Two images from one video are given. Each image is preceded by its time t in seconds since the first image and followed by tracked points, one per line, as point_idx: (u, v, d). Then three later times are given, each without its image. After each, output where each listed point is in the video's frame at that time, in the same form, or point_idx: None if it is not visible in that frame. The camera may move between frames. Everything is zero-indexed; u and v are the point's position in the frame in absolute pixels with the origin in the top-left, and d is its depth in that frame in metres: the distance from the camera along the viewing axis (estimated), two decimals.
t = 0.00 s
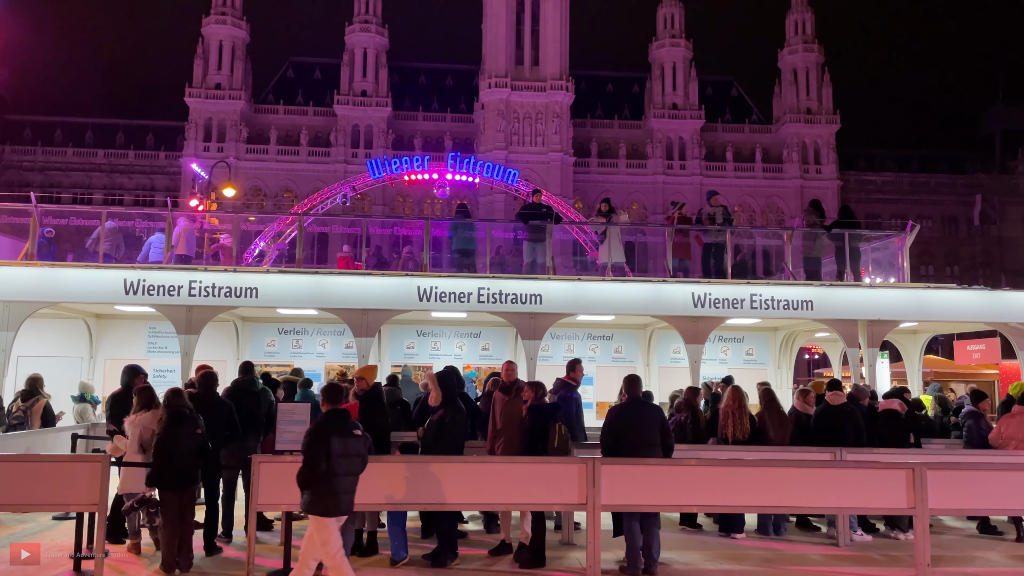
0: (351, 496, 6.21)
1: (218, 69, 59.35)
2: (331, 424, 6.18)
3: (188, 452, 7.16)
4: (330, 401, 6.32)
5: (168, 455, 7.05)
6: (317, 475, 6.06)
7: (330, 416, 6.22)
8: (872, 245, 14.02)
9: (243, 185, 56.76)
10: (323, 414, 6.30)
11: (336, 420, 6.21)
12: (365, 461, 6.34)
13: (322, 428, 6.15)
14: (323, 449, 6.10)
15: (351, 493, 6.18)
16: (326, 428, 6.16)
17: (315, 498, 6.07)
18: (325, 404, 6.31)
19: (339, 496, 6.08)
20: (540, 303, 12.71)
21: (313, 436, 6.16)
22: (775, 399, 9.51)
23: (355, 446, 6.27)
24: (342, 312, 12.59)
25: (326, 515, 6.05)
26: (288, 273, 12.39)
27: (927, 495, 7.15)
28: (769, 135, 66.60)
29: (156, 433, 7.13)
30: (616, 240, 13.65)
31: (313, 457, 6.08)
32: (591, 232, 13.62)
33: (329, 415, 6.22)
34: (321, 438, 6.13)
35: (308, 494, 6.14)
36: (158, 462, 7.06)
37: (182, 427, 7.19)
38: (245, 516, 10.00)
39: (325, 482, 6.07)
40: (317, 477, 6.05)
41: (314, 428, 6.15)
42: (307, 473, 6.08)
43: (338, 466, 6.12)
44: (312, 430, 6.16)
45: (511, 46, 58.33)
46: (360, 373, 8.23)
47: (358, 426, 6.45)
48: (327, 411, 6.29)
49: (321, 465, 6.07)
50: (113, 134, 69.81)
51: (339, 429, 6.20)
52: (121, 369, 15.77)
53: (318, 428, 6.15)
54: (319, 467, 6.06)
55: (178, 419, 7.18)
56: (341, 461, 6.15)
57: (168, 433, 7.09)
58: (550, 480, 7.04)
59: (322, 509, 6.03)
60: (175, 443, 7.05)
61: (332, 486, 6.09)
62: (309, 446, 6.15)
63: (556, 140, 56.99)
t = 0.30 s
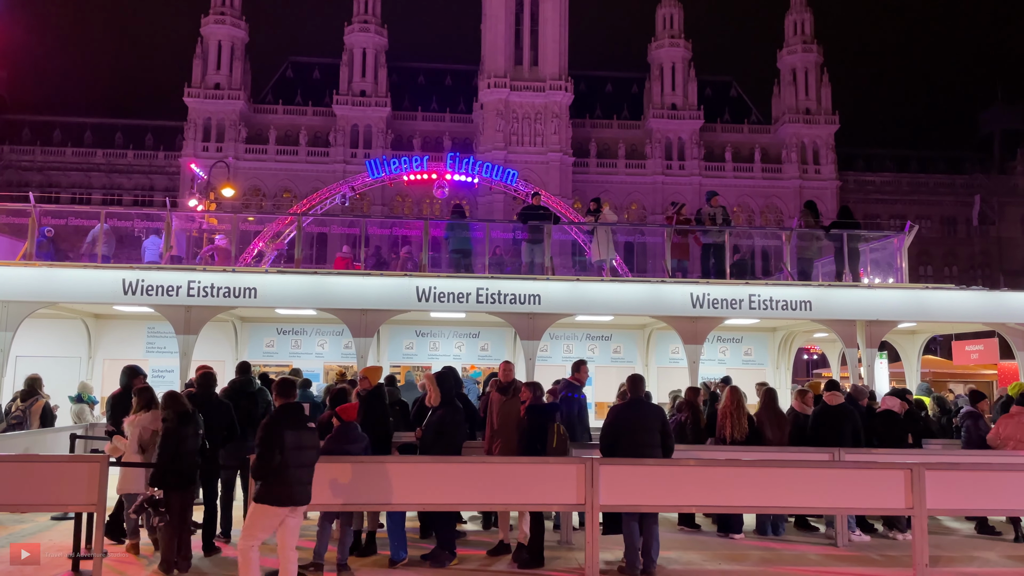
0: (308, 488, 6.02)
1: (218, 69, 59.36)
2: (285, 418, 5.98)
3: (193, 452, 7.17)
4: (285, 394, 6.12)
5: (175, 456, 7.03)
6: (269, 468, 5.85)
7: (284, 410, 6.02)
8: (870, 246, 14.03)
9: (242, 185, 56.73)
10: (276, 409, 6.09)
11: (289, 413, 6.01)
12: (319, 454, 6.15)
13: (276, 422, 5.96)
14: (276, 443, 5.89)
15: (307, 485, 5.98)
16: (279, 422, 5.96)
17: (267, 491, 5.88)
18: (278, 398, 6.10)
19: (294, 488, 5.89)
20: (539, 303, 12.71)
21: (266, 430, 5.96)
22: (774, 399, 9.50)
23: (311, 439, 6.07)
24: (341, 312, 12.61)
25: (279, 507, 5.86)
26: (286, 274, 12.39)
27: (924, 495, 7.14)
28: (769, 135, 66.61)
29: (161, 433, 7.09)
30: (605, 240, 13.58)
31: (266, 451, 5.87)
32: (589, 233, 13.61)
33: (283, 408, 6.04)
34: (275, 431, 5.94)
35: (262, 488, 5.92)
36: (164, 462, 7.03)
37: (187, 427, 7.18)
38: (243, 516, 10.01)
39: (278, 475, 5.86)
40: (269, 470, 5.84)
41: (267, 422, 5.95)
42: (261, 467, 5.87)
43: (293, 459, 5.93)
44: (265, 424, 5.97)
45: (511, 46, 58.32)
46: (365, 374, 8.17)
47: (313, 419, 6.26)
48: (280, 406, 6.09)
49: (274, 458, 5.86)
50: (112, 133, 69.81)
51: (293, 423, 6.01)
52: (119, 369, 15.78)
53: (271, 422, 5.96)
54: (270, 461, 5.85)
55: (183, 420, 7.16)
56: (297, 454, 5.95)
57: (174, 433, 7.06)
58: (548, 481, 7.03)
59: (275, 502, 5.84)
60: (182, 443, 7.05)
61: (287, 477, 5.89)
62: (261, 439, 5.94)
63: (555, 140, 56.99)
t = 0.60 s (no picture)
0: (263, 490, 6.00)
1: (216, 69, 59.36)
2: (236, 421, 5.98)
3: (193, 452, 7.16)
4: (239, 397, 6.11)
5: (175, 456, 7.04)
6: (219, 471, 5.85)
7: (236, 414, 6.03)
8: (869, 246, 14.05)
9: (240, 184, 56.69)
10: (231, 413, 6.10)
11: (240, 417, 6.01)
12: (276, 457, 6.13)
13: (228, 425, 5.97)
14: (225, 446, 5.90)
15: (262, 487, 5.97)
16: (232, 424, 5.98)
17: (219, 493, 5.88)
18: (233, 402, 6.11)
19: (245, 490, 5.88)
20: (537, 303, 12.74)
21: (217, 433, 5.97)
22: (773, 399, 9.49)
23: (265, 442, 6.07)
24: (340, 312, 12.61)
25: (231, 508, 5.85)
26: (285, 274, 12.39)
27: (923, 495, 7.15)
28: (767, 136, 66.65)
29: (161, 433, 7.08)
30: (600, 239, 13.54)
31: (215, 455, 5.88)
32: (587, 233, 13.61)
33: (236, 411, 6.04)
34: (225, 434, 5.94)
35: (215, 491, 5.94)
36: (164, 462, 7.04)
37: (188, 427, 7.17)
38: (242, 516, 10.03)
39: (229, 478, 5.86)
40: (218, 472, 5.85)
41: (219, 425, 5.98)
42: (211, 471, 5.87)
43: (246, 461, 5.91)
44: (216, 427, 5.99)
45: (510, 46, 58.32)
46: (368, 376, 8.10)
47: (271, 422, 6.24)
48: (235, 408, 6.09)
49: (224, 461, 5.86)
50: (111, 133, 69.77)
51: (245, 426, 6.00)
52: (117, 369, 15.79)
53: (222, 425, 5.97)
54: (218, 465, 5.86)
55: (184, 420, 7.15)
56: (249, 457, 5.93)
57: (174, 433, 7.05)
58: (548, 481, 7.01)
59: (225, 505, 5.84)
60: (183, 444, 7.05)
61: (240, 480, 5.88)
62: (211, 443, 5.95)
63: (554, 140, 56.99)
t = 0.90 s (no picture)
0: (230, 483, 6.50)
1: (215, 69, 59.31)
2: (203, 419, 6.43)
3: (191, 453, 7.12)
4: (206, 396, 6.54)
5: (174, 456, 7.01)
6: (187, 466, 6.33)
7: (203, 412, 6.46)
8: (868, 246, 14.07)
9: (238, 184, 56.62)
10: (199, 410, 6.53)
11: (206, 415, 6.45)
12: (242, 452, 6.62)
13: (197, 423, 6.41)
14: (193, 442, 6.36)
15: (228, 481, 6.47)
16: (200, 422, 6.41)
17: (191, 487, 6.35)
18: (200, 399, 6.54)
19: (213, 483, 6.36)
20: (537, 303, 12.76)
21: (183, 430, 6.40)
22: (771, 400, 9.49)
23: (232, 439, 6.54)
24: (340, 313, 12.62)
25: (201, 501, 6.32)
26: (284, 273, 12.38)
27: (923, 496, 7.15)
28: (765, 136, 66.69)
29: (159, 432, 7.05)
30: (597, 238, 13.58)
31: (183, 450, 6.35)
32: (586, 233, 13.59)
33: (203, 409, 6.48)
34: (193, 431, 6.38)
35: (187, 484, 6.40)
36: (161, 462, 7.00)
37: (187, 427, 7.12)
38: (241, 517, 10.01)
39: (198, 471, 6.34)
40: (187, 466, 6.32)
41: (188, 422, 6.41)
42: (179, 465, 6.34)
43: (214, 457, 6.38)
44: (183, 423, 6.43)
45: (508, 46, 58.30)
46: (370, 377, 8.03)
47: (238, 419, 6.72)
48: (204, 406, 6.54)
49: (191, 456, 6.34)
50: (109, 133, 69.67)
51: (212, 424, 6.44)
52: (115, 369, 15.76)
53: (188, 423, 6.41)
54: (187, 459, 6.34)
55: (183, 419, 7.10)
56: (215, 452, 6.40)
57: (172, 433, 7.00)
58: (547, 482, 6.99)
59: (196, 497, 6.32)
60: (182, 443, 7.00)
61: (209, 475, 6.37)
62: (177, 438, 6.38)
63: (552, 140, 56.98)
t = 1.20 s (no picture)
0: (210, 484, 6.51)
1: (213, 69, 59.25)
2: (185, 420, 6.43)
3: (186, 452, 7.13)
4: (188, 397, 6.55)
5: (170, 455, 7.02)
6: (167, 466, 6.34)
7: (186, 412, 6.47)
8: (866, 248, 14.09)
9: (236, 185, 56.56)
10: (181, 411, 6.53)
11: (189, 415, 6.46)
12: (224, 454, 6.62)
13: (179, 423, 6.42)
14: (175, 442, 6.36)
15: (209, 481, 6.49)
16: (182, 423, 6.42)
17: (171, 486, 6.36)
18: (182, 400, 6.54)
19: (194, 483, 6.39)
20: (535, 304, 12.76)
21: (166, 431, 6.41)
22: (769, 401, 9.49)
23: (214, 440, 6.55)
24: (338, 313, 12.62)
25: (181, 501, 6.34)
26: (282, 274, 12.37)
27: (921, 496, 7.16)
28: (763, 137, 66.77)
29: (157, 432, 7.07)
30: (590, 240, 13.48)
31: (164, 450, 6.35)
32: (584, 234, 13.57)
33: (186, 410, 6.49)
34: (175, 431, 6.39)
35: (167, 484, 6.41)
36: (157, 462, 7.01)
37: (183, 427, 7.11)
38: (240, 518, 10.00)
39: (179, 471, 6.36)
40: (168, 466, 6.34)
41: (170, 422, 6.41)
42: (160, 466, 6.35)
43: (195, 457, 6.40)
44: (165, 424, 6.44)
45: (506, 47, 58.29)
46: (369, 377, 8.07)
47: (219, 420, 6.73)
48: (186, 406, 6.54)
49: (173, 456, 6.34)
50: (107, 133, 69.58)
51: (194, 424, 6.45)
52: (113, 369, 15.74)
53: (171, 423, 6.41)
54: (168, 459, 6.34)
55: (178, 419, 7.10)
56: (197, 453, 6.42)
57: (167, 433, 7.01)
58: (545, 483, 6.98)
59: (177, 497, 6.34)
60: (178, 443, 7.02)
61: (190, 475, 6.39)
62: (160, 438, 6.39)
63: (551, 141, 57.00)
